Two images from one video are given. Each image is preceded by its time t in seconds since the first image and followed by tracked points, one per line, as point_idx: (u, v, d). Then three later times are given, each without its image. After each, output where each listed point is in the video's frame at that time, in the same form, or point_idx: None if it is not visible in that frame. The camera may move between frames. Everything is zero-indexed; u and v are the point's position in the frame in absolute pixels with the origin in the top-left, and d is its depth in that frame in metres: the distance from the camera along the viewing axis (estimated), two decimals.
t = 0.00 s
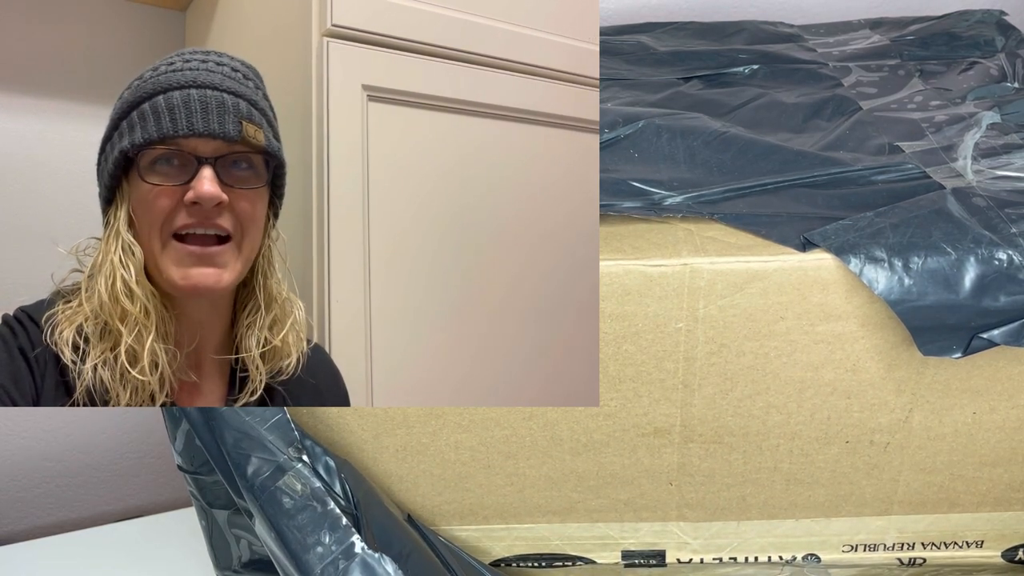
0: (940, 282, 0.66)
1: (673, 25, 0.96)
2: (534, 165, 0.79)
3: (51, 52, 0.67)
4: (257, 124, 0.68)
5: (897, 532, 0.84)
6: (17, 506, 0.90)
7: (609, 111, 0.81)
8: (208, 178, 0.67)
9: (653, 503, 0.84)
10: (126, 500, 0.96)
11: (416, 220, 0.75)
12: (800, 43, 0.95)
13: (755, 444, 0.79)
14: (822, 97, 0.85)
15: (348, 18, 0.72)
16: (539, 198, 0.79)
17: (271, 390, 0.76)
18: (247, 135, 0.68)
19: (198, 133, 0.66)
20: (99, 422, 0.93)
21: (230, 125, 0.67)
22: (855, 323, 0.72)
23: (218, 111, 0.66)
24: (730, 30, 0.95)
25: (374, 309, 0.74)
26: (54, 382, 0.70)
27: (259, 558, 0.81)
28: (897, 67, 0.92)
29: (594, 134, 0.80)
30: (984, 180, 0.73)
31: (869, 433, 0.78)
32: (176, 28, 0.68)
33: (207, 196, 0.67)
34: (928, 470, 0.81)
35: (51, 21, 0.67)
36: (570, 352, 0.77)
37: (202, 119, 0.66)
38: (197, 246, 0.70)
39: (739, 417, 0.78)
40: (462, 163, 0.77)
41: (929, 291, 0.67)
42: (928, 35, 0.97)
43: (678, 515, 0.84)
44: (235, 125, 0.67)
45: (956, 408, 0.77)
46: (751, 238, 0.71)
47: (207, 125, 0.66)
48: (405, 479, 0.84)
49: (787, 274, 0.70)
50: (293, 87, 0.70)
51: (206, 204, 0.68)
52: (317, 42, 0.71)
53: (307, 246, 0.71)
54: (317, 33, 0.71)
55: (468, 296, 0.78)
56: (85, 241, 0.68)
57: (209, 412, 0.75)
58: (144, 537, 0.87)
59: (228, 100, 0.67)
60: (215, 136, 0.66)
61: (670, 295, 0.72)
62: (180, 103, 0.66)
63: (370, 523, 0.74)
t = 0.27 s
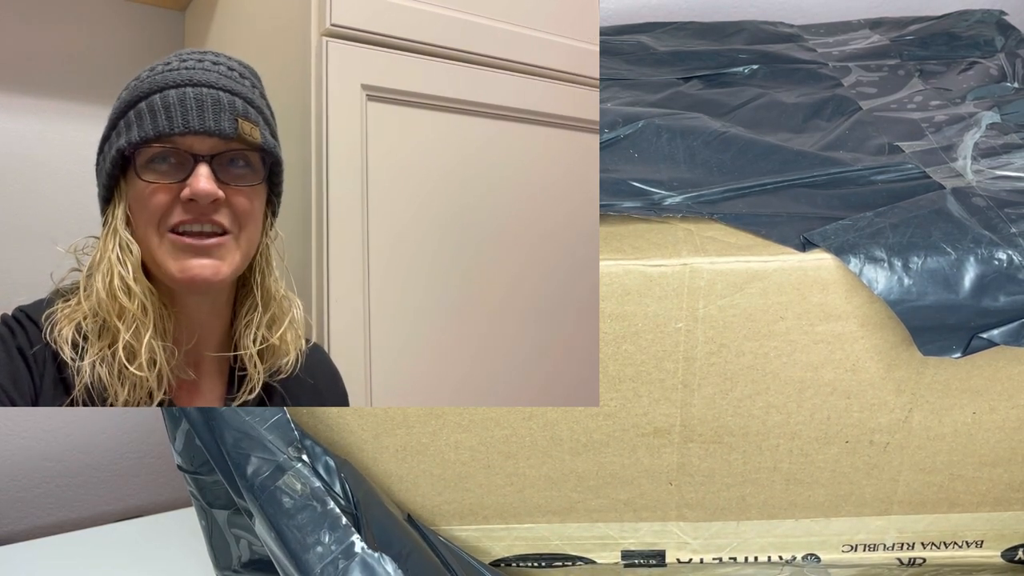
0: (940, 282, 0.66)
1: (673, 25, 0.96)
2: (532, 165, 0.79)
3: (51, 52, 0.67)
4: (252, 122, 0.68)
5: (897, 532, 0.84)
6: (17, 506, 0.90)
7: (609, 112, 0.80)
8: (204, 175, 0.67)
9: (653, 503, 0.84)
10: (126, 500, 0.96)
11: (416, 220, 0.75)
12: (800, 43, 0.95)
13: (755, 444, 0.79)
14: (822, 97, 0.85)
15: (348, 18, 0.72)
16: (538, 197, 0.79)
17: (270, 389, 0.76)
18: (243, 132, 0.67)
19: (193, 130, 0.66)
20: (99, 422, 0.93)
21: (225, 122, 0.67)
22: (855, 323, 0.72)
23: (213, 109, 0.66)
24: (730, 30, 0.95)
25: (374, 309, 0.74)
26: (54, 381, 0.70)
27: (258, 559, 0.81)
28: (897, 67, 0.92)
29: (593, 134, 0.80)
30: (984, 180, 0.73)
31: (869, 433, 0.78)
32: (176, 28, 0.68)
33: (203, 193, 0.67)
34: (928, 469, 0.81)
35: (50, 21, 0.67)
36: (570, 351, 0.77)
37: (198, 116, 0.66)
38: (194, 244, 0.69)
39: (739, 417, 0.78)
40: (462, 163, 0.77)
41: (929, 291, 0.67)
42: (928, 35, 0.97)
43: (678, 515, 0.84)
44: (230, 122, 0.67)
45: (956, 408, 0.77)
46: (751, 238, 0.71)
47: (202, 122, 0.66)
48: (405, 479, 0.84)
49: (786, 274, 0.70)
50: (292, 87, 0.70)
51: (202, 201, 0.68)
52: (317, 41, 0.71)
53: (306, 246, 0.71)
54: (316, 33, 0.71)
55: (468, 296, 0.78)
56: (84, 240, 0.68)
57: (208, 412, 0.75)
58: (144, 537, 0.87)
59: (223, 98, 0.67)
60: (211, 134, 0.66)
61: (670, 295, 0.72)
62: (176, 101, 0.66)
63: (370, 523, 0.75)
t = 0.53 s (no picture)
0: (940, 282, 0.66)
1: (673, 25, 0.96)
2: (532, 165, 0.79)
3: (51, 52, 0.67)
4: (246, 116, 0.68)
5: (897, 532, 0.84)
6: (17, 506, 0.90)
7: (609, 112, 0.81)
8: (195, 169, 0.67)
9: (653, 503, 0.84)
10: (126, 500, 0.96)
11: (416, 220, 0.75)
12: (800, 43, 0.95)
13: (755, 444, 0.79)
14: (822, 97, 0.85)
15: (348, 19, 0.72)
16: (538, 197, 0.79)
17: (270, 390, 0.76)
18: (236, 126, 0.67)
19: (186, 124, 0.66)
20: (99, 422, 0.93)
21: (217, 115, 0.66)
22: (855, 323, 0.72)
23: (206, 103, 0.66)
24: (730, 30, 0.95)
25: (374, 309, 0.74)
26: (56, 380, 0.70)
27: (258, 559, 0.81)
28: (897, 67, 0.92)
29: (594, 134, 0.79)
30: (984, 180, 0.73)
31: (869, 433, 0.78)
32: (175, 28, 0.68)
33: (194, 186, 0.67)
34: (928, 469, 0.81)
35: (50, 21, 0.67)
36: (570, 352, 0.77)
37: (191, 110, 0.66)
38: (188, 240, 0.69)
39: (739, 417, 0.78)
40: (462, 163, 0.77)
41: (930, 291, 0.67)
42: (928, 35, 0.97)
43: (678, 514, 0.84)
44: (223, 116, 0.67)
45: (956, 407, 0.77)
46: (751, 238, 0.71)
47: (194, 116, 0.66)
48: (405, 479, 0.84)
49: (787, 274, 0.70)
50: (292, 87, 0.70)
51: (193, 194, 0.68)
52: (317, 42, 0.71)
53: (306, 246, 0.71)
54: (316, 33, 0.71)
55: (468, 296, 0.78)
56: (85, 237, 0.68)
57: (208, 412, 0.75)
58: (144, 538, 0.87)
59: (217, 93, 0.67)
60: (203, 127, 0.66)
61: (670, 295, 0.71)
62: (171, 97, 0.66)
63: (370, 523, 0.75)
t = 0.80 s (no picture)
0: (940, 282, 0.66)
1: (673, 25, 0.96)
2: (531, 165, 0.79)
3: (50, 52, 0.67)
4: (244, 119, 0.68)
5: (897, 532, 0.84)
6: (17, 506, 0.90)
7: (609, 112, 0.82)
8: (193, 173, 0.67)
9: (653, 503, 0.84)
10: (126, 500, 0.96)
11: (416, 220, 0.75)
12: (800, 43, 0.95)
13: (755, 444, 0.79)
14: (821, 97, 0.85)
15: (348, 20, 0.72)
16: (537, 197, 0.79)
17: (269, 390, 0.76)
18: (234, 129, 0.67)
19: (182, 128, 0.66)
20: (99, 422, 0.93)
21: (215, 119, 0.66)
22: (855, 323, 0.72)
23: (203, 107, 0.66)
24: (730, 30, 0.95)
25: (374, 309, 0.74)
26: (55, 379, 0.70)
27: (259, 558, 0.81)
28: (897, 67, 0.92)
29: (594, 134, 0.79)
30: (983, 180, 0.73)
31: (869, 433, 0.78)
32: (175, 28, 0.68)
33: (190, 190, 0.67)
34: (928, 469, 0.81)
35: (50, 21, 0.67)
36: (570, 353, 0.77)
37: (188, 114, 0.66)
38: (186, 243, 0.69)
39: (739, 417, 0.78)
40: (462, 164, 0.77)
41: (929, 291, 0.67)
42: (928, 35, 0.97)
43: (678, 514, 0.84)
44: (220, 120, 0.67)
45: (956, 407, 0.77)
46: (751, 238, 0.71)
47: (191, 120, 0.66)
48: (405, 479, 0.84)
49: (786, 274, 0.70)
50: (292, 88, 0.70)
51: (190, 199, 0.68)
52: (317, 43, 0.71)
53: (306, 246, 0.72)
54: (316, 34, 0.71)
55: (468, 296, 0.78)
56: (84, 236, 0.68)
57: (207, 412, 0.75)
58: (144, 538, 0.87)
59: (214, 96, 0.67)
60: (200, 131, 0.66)
61: (670, 295, 0.71)
62: (168, 100, 0.66)
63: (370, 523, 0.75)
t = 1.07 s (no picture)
0: (940, 282, 0.66)
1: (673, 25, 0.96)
2: (531, 165, 0.79)
3: (51, 52, 0.67)
4: (244, 120, 0.68)
5: (897, 532, 0.84)
6: (17, 506, 0.90)
7: (609, 111, 0.82)
8: (193, 175, 0.67)
9: (653, 503, 0.84)
10: (126, 500, 0.96)
11: (416, 220, 0.75)
12: (800, 43, 0.95)
13: (755, 444, 0.79)
14: (822, 97, 0.85)
15: (348, 19, 0.72)
16: (537, 197, 0.79)
17: (269, 389, 0.76)
18: (233, 130, 0.67)
19: (182, 129, 0.66)
20: (99, 422, 0.93)
21: (214, 120, 0.66)
22: (855, 323, 0.72)
23: (203, 108, 0.66)
24: (730, 30, 0.95)
25: (374, 309, 0.74)
26: (55, 379, 0.70)
27: (258, 558, 0.81)
28: (897, 67, 0.92)
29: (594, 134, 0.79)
30: (983, 180, 0.73)
31: (869, 433, 0.78)
32: (175, 28, 0.68)
33: (190, 192, 0.67)
34: (927, 469, 0.81)
35: (50, 21, 0.67)
36: (570, 352, 0.77)
37: (187, 115, 0.66)
38: (186, 244, 0.69)
39: (739, 417, 0.78)
40: (461, 163, 0.77)
41: (930, 291, 0.67)
42: (928, 35, 0.97)
43: (678, 514, 0.84)
44: (220, 121, 0.67)
45: (956, 407, 0.77)
46: (751, 238, 0.71)
47: (190, 121, 0.66)
48: (405, 479, 0.84)
49: (786, 274, 0.70)
50: (293, 88, 0.70)
51: (190, 201, 0.68)
52: (317, 43, 0.71)
53: (306, 246, 0.71)
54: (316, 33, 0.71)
55: (467, 296, 0.78)
56: (84, 237, 0.68)
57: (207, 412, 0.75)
58: (144, 538, 0.87)
59: (214, 97, 0.66)
60: (200, 132, 0.66)
61: (670, 295, 0.71)
62: (168, 102, 0.66)
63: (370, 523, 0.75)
